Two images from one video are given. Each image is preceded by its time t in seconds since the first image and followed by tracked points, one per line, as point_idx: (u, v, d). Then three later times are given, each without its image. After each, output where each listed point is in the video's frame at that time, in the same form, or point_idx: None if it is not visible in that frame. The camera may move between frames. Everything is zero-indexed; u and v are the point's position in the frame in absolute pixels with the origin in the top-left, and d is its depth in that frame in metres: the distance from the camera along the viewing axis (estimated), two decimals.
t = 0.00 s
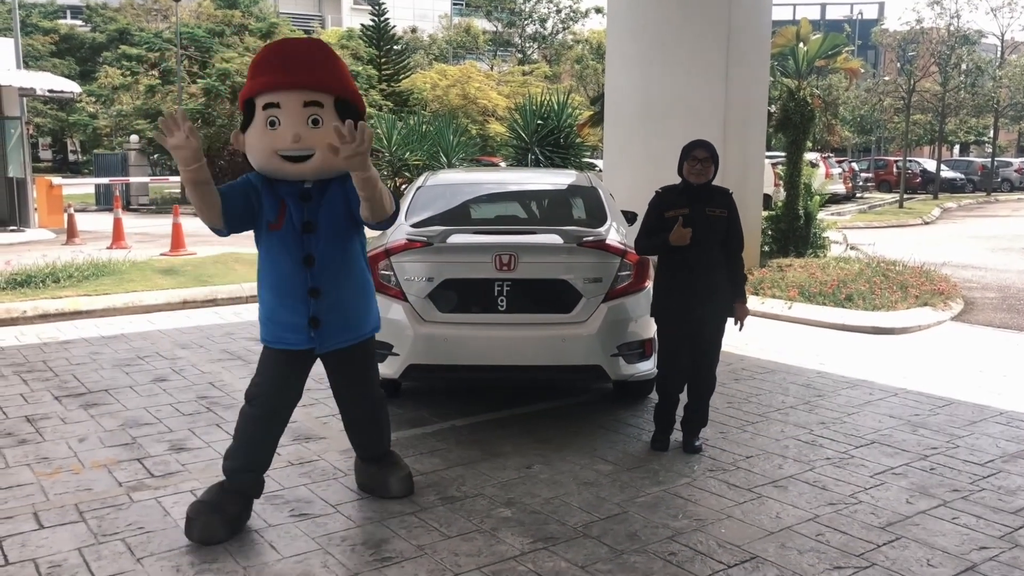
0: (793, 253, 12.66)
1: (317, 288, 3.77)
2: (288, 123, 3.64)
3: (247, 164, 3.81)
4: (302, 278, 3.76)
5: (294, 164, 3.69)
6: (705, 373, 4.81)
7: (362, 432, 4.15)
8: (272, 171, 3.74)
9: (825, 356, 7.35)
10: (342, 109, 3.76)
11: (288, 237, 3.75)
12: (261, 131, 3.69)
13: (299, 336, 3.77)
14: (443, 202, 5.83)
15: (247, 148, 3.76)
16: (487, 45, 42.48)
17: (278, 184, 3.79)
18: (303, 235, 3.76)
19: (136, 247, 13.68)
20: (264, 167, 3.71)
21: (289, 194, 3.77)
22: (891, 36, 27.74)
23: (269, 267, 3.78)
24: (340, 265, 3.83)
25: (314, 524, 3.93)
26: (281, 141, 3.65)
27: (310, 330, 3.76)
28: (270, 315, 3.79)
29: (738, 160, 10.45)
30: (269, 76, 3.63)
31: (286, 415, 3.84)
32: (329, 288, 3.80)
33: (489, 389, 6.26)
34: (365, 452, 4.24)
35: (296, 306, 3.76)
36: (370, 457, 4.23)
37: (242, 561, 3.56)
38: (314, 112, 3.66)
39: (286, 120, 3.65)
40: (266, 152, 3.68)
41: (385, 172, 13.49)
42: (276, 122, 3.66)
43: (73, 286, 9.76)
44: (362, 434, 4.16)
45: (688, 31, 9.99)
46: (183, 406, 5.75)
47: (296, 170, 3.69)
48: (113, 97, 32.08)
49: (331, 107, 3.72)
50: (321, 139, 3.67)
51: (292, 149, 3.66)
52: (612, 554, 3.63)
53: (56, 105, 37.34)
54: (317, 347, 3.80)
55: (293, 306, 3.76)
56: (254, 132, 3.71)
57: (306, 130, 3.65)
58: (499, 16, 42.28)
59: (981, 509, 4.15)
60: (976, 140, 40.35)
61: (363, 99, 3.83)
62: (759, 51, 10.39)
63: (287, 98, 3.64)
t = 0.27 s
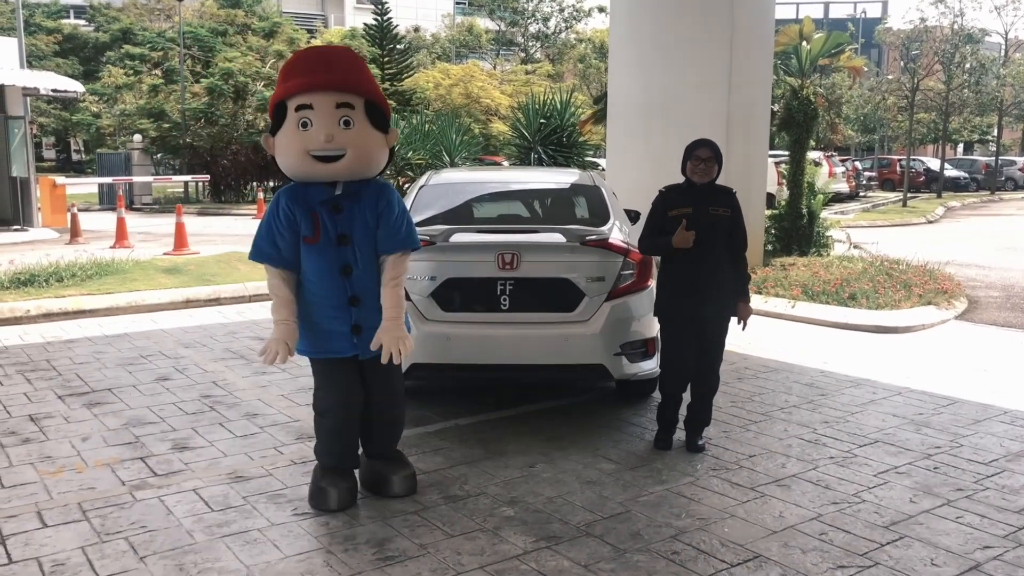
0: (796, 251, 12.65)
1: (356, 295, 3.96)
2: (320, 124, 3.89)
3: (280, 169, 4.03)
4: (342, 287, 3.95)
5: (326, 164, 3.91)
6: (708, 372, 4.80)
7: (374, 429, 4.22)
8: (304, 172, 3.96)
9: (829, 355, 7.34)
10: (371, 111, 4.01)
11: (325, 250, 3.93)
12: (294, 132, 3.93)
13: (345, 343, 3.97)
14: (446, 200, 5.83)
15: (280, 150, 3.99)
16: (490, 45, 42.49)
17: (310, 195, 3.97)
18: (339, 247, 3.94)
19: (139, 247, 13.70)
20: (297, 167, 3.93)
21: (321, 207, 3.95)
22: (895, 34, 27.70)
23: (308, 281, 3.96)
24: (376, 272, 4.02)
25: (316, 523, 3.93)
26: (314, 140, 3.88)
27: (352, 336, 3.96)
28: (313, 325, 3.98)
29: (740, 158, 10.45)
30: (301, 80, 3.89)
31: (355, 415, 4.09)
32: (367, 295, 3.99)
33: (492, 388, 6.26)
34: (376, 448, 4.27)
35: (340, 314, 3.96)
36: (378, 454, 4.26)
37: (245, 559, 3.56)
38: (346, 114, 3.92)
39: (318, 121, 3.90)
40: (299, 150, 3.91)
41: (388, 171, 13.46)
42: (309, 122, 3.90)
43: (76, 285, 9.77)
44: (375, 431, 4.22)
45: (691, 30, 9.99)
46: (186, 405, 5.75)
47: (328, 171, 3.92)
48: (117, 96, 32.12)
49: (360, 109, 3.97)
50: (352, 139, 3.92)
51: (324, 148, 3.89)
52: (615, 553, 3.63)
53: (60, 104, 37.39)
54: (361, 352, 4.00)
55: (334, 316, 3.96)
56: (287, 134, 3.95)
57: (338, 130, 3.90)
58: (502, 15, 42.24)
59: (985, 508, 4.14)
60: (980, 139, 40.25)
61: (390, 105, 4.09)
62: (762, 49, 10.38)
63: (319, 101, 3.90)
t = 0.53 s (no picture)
0: (799, 250, 12.63)
1: (369, 272, 4.03)
2: (342, 112, 3.95)
3: (297, 154, 4.05)
4: (354, 261, 4.02)
5: (346, 150, 4.00)
6: (710, 371, 4.79)
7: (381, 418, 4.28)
8: (326, 158, 4.02)
9: (832, 354, 7.32)
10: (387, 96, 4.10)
11: (339, 225, 4.01)
12: (315, 118, 3.97)
13: (354, 317, 4.00)
14: (448, 199, 5.83)
15: (297, 133, 4.02)
16: (493, 44, 42.51)
17: (323, 172, 4.05)
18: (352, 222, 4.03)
19: (142, 246, 13.71)
20: (317, 153, 3.99)
21: (335, 184, 4.04)
22: (898, 33, 27.66)
23: (321, 252, 4.00)
24: (385, 249, 4.11)
25: (319, 523, 3.93)
26: (337, 128, 3.95)
27: (364, 310, 4.02)
28: (323, 297, 3.99)
29: (743, 157, 10.45)
30: (323, 66, 3.92)
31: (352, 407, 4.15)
32: (377, 271, 4.07)
33: (494, 386, 6.26)
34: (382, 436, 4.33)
35: (350, 289, 4.01)
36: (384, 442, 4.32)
37: (247, 558, 3.57)
38: (367, 102, 4.01)
39: (339, 109, 3.96)
40: (320, 138, 3.95)
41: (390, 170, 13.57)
42: (331, 110, 3.95)
43: (79, 284, 9.78)
44: (382, 419, 4.28)
45: (693, 30, 9.97)
46: (188, 404, 5.76)
47: (351, 157, 4.00)
48: (120, 95, 32.13)
49: (379, 96, 4.06)
50: (374, 127, 4.02)
51: (347, 136, 3.96)
52: (617, 553, 3.63)
53: (62, 104, 37.42)
54: (370, 326, 4.05)
55: (346, 289, 4.00)
56: (307, 120, 3.98)
57: (361, 118, 3.99)
58: (505, 15, 42.20)
59: (988, 507, 4.13)
60: (983, 138, 40.19)
61: (403, 91, 4.18)
62: (765, 49, 10.36)
63: (342, 89, 3.95)
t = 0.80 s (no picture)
0: (799, 250, 12.63)
1: (386, 269, 4.05)
2: (354, 114, 3.93)
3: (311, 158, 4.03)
4: (372, 257, 4.02)
5: (360, 152, 3.97)
6: (709, 372, 4.79)
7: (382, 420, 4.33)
8: (339, 161, 3.99)
9: (832, 354, 7.32)
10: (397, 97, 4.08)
11: (359, 220, 4.00)
12: (328, 121, 3.94)
13: (371, 313, 4.03)
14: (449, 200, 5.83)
15: (310, 138, 3.99)
16: (493, 44, 42.53)
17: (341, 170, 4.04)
18: (371, 218, 4.02)
19: (143, 246, 13.72)
20: (332, 156, 3.96)
21: (352, 179, 4.02)
22: (898, 33, 27.66)
23: (340, 248, 3.99)
24: (400, 244, 4.12)
25: (320, 523, 3.93)
26: (350, 130, 3.92)
27: (380, 307, 4.04)
28: (341, 294, 4.00)
29: (743, 158, 10.45)
30: (333, 70, 3.91)
31: (348, 410, 4.14)
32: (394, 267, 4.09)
33: (494, 387, 6.27)
34: (384, 438, 4.36)
35: (367, 285, 4.02)
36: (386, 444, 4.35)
37: (247, 559, 3.57)
38: (378, 103, 3.98)
39: (352, 112, 3.94)
40: (334, 141, 3.93)
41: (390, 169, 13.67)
42: (344, 113, 3.93)
43: (79, 285, 9.78)
44: (384, 420, 4.32)
45: (693, 30, 9.97)
46: (189, 404, 5.76)
47: (365, 158, 3.98)
48: (120, 96, 32.14)
49: (389, 98, 4.04)
50: (386, 127, 3.99)
51: (361, 137, 3.94)
52: (618, 553, 3.63)
53: (63, 104, 37.44)
54: (384, 323, 4.07)
55: (364, 285, 4.02)
56: (320, 124, 3.95)
57: (373, 118, 3.96)
58: (505, 15, 42.20)
59: (988, 507, 4.13)
60: (983, 138, 40.19)
61: (411, 91, 4.18)
62: (765, 49, 10.36)
63: (355, 90, 3.94)
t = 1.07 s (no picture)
0: (799, 252, 12.63)
1: (395, 271, 4.01)
2: (356, 104, 3.93)
3: (312, 155, 3.95)
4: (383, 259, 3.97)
5: (364, 142, 3.96)
6: (709, 374, 4.78)
7: (376, 421, 4.31)
8: (344, 154, 3.94)
9: (832, 356, 7.33)
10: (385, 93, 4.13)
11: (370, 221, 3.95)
12: (330, 113, 3.91)
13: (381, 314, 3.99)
14: (449, 202, 5.82)
15: (312, 134, 3.92)
16: (493, 46, 42.59)
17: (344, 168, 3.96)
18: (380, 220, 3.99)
19: (142, 248, 13.72)
20: (337, 147, 3.90)
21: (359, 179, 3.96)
22: (897, 34, 27.68)
23: (352, 249, 3.89)
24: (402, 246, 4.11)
25: (319, 526, 3.93)
26: (356, 119, 3.92)
27: (387, 308, 4.01)
28: (354, 299, 3.91)
29: (743, 159, 10.44)
30: (328, 63, 3.91)
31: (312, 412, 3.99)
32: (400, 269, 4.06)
33: (494, 388, 6.27)
34: (380, 440, 4.35)
35: (378, 287, 3.97)
36: (383, 446, 4.35)
37: (246, 561, 3.56)
38: (374, 95, 4.01)
39: (353, 102, 3.94)
40: (339, 130, 3.89)
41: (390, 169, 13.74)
42: (347, 103, 3.92)
43: (79, 287, 9.78)
44: (379, 421, 4.31)
45: (692, 31, 9.98)
46: (188, 406, 5.76)
47: (370, 148, 3.97)
48: (120, 97, 32.14)
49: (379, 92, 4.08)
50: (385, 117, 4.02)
51: (366, 126, 3.94)
52: (617, 555, 3.62)
53: (63, 106, 37.44)
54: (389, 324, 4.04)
55: (375, 288, 3.96)
56: (321, 118, 3.91)
57: (373, 109, 3.98)
58: (505, 17, 42.24)
59: (988, 509, 4.13)
60: (982, 139, 40.25)
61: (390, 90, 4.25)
62: (764, 51, 10.37)
63: (356, 82, 3.95)
